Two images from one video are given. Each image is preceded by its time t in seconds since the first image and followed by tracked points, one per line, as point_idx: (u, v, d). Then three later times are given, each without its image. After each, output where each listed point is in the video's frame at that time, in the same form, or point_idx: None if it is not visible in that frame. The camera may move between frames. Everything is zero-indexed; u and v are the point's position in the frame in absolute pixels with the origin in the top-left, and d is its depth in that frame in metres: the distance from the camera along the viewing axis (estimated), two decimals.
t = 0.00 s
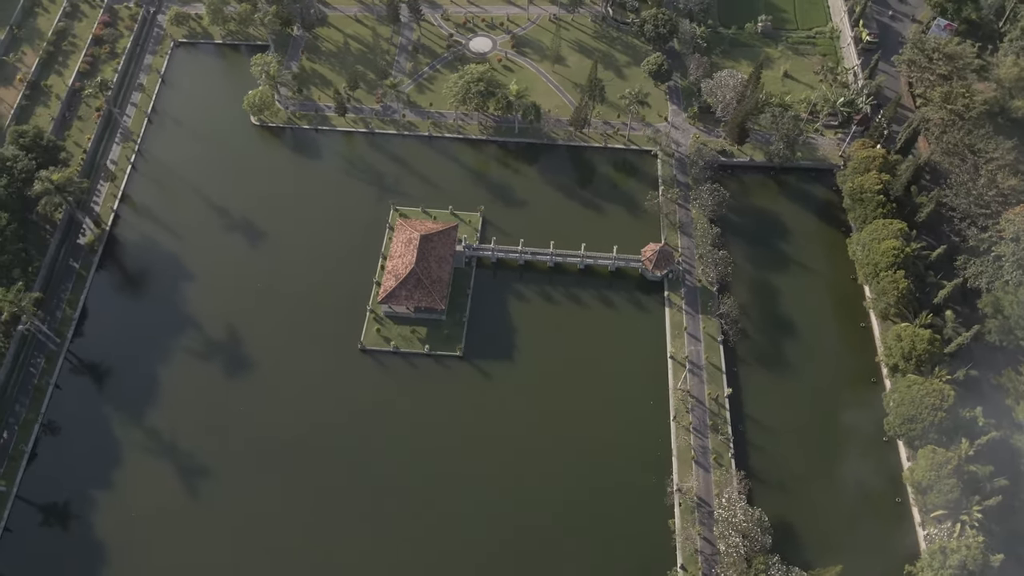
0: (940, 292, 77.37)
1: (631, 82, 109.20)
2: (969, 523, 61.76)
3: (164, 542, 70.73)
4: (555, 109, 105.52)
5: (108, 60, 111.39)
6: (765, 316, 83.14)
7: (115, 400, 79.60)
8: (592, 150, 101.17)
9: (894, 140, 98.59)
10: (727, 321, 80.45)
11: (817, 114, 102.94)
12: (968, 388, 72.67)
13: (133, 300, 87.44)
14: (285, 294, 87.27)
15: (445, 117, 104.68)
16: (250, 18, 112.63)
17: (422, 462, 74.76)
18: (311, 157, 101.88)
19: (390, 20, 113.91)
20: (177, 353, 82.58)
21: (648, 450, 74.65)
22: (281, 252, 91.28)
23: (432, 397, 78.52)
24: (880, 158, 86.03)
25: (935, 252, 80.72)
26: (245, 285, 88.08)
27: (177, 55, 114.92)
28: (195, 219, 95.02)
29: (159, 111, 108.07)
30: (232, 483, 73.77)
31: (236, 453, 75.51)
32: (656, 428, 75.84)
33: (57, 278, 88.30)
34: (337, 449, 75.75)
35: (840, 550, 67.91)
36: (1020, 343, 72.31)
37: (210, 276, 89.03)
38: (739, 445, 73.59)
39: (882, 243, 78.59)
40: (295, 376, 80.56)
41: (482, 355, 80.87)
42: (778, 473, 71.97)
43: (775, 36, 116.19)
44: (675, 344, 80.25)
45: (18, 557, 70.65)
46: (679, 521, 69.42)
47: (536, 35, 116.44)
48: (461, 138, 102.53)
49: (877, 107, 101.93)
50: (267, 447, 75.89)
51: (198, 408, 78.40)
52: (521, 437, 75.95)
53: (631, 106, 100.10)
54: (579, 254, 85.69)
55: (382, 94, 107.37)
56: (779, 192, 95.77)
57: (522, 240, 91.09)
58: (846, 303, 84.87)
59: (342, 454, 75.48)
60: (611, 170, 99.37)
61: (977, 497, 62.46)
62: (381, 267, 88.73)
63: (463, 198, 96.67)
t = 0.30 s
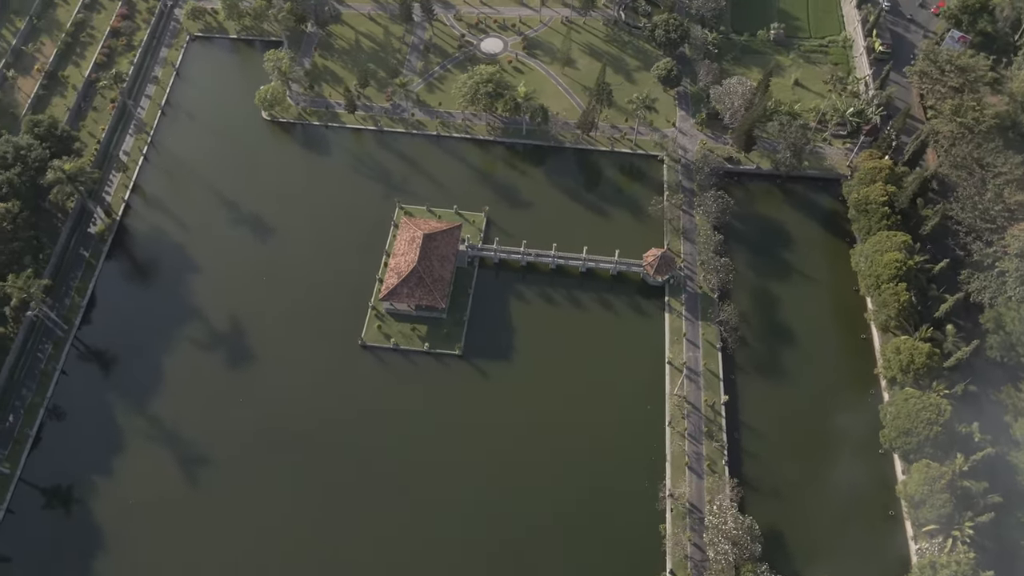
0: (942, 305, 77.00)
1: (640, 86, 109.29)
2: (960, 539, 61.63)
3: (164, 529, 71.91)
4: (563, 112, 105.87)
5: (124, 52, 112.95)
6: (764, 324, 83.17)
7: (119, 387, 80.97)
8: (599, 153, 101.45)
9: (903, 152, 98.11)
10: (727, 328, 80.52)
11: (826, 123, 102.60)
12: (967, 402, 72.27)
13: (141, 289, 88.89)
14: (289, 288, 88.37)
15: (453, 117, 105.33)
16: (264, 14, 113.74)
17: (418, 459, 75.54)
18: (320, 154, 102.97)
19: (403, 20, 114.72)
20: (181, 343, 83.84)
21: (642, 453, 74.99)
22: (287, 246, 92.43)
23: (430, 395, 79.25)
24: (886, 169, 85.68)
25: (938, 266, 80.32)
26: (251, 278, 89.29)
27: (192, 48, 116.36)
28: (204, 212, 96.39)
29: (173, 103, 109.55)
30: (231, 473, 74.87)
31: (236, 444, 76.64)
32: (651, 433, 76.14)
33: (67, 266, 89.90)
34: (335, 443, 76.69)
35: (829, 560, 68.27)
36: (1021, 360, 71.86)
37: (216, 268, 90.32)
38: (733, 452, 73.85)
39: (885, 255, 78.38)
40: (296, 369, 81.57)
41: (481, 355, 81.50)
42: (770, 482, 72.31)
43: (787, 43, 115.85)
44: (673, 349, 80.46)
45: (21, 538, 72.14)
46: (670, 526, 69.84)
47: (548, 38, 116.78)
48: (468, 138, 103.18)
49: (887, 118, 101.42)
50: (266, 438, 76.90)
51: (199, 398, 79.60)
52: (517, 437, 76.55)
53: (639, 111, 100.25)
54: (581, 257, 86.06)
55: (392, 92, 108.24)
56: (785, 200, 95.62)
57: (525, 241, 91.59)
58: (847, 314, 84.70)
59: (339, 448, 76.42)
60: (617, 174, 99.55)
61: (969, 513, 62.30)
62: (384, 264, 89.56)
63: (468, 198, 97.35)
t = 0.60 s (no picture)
0: (943, 319, 76.70)
1: (650, 91, 109.32)
2: (951, 554, 61.60)
3: (164, 518, 73.10)
4: (571, 115, 106.22)
5: (141, 45, 114.59)
6: (764, 332, 83.15)
7: (123, 375, 82.33)
8: (605, 157, 101.73)
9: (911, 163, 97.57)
10: (726, 336, 80.78)
11: (834, 133, 102.22)
12: (965, 417, 71.87)
13: (148, 280, 90.30)
14: (293, 282, 89.44)
15: (462, 117, 105.96)
16: (279, 10, 114.87)
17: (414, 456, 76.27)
18: (329, 150, 104.00)
19: (416, 19, 115.48)
20: (185, 334, 85.10)
21: (637, 458, 75.32)
22: (293, 241, 93.50)
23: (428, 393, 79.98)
24: (893, 181, 85.35)
25: (941, 279, 79.96)
26: (256, 272, 90.41)
27: (208, 42, 117.66)
28: (213, 204, 97.69)
29: (187, 96, 110.95)
30: (230, 464, 76.01)
31: (236, 435, 77.77)
32: (646, 437, 76.43)
33: (77, 254, 91.51)
34: (333, 437, 77.58)
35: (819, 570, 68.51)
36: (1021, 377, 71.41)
37: (222, 261, 91.55)
38: (727, 460, 74.02)
39: (887, 266, 78.15)
40: (297, 363, 82.58)
41: (480, 354, 82.11)
42: (763, 490, 72.51)
43: (799, 51, 115.46)
44: (671, 355, 80.62)
45: (24, 520, 73.65)
46: (661, 531, 70.15)
47: (559, 40, 117.08)
48: (476, 138, 103.79)
49: (897, 128, 100.83)
50: (266, 431, 77.96)
51: (201, 388, 80.82)
52: (512, 437, 77.11)
53: (646, 116, 100.40)
54: (583, 260, 86.42)
55: (402, 91, 109.07)
56: (790, 209, 95.45)
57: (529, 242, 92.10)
58: (848, 325, 84.49)
59: (337, 442, 77.30)
60: (623, 179, 99.76)
61: (961, 528, 62.31)
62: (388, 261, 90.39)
63: (473, 198, 97.99)
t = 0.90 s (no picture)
0: (944, 333, 76.37)
1: (659, 96, 109.28)
2: (942, 569, 61.50)
3: (164, 505, 74.29)
4: (579, 118, 106.52)
5: (157, 38, 116.15)
6: (764, 341, 83.11)
7: (127, 364, 83.68)
8: (612, 161, 101.97)
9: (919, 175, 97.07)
10: (725, 343, 80.63)
11: (843, 142, 101.84)
12: (963, 433, 71.51)
13: (156, 270, 91.74)
14: (297, 276, 90.51)
15: (471, 117, 106.57)
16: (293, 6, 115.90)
17: (409, 452, 76.99)
18: (338, 147, 105.03)
19: (429, 18, 116.24)
20: (190, 325, 86.42)
21: (632, 463, 75.58)
22: (299, 236, 94.53)
23: (425, 390, 80.74)
24: (899, 193, 85.02)
25: (943, 293, 79.63)
26: (261, 265, 91.53)
27: (223, 37, 119.01)
28: (222, 197, 98.97)
29: (201, 89, 112.29)
30: (228, 454, 77.11)
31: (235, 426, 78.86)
32: (641, 442, 76.71)
33: (87, 242, 93.10)
34: (331, 431, 78.52)
35: None
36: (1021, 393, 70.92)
37: (228, 253, 92.81)
38: (720, 467, 74.25)
39: (890, 279, 77.91)
40: (297, 357, 83.59)
41: (479, 354, 82.74)
42: (757, 499, 72.68)
43: (811, 60, 115.02)
44: (670, 360, 80.83)
45: (28, 502, 75.12)
46: (652, 536, 70.47)
47: (570, 43, 117.30)
48: (484, 139, 104.39)
49: (907, 140, 100.23)
50: (267, 424, 78.98)
51: (204, 379, 82.00)
52: (508, 437, 77.68)
53: (654, 121, 100.44)
54: (585, 263, 86.78)
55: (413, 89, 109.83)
56: (795, 218, 95.24)
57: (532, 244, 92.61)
58: (848, 336, 84.24)
59: (335, 436, 78.21)
60: (629, 183, 99.95)
61: (952, 544, 62.28)
62: (391, 258, 91.21)
63: (479, 198, 98.59)
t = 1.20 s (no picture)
0: (944, 347, 76.05)
1: (668, 101, 109.25)
2: None
3: (163, 492, 75.59)
4: (587, 121, 106.83)
5: (173, 32, 117.72)
6: (763, 350, 83.13)
7: (132, 352, 85.12)
8: (618, 165, 102.20)
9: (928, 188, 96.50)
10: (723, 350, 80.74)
11: (851, 153, 101.44)
12: (959, 447, 71.19)
13: (164, 261, 93.19)
14: (302, 271, 91.55)
15: (479, 118, 107.16)
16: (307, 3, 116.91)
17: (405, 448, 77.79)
18: (347, 144, 106.01)
19: (441, 18, 116.96)
20: (195, 316, 87.74)
21: (626, 467, 75.95)
22: (305, 231, 95.58)
23: (424, 387, 81.52)
24: (904, 205, 84.66)
25: (946, 307, 79.26)
26: (267, 259, 92.68)
27: (239, 31, 120.31)
28: (231, 190, 100.25)
29: (215, 83, 113.59)
30: (227, 445, 78.29)
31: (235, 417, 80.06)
32: (636, 446, 77.06)
33: (98, 231, 94.58)
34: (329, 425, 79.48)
35: None
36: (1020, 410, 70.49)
37: (235, 246, 94.06)
38: (714, 474, 74.47)
39: (891, 291, 77.70)
40: (298, 350, 84.66)
41: (478, 353, 83.38)
42: (749, 507, 72.85)
43: (823, 68, 114.55)
44: (667, 366, 81.10)
45: (31, 485, 76.75)
46: (643, 540, 70.89)
47: (581, 46, 117.50)
48: (491, 139, 104.96)
49: (916, 151, 99.57)
50: (268, 416, 80.07)
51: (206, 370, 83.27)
52: (504, 436, 78.29)
53: (661, 126, 100.52)
54: (586, 266, 87.16)
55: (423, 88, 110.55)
56: (800, 227, 95.09)
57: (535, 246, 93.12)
58: (848, 348, 84.03)
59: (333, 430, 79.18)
60: (635, 188, 100.14)
61: (943, 559, 62.18)
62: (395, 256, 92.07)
63: (484, 199, 99.21)
